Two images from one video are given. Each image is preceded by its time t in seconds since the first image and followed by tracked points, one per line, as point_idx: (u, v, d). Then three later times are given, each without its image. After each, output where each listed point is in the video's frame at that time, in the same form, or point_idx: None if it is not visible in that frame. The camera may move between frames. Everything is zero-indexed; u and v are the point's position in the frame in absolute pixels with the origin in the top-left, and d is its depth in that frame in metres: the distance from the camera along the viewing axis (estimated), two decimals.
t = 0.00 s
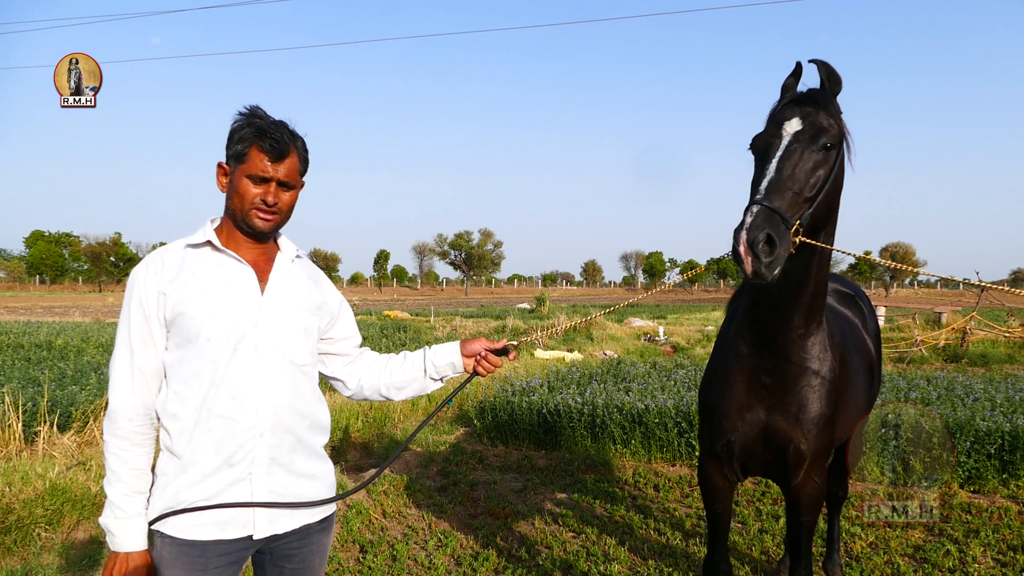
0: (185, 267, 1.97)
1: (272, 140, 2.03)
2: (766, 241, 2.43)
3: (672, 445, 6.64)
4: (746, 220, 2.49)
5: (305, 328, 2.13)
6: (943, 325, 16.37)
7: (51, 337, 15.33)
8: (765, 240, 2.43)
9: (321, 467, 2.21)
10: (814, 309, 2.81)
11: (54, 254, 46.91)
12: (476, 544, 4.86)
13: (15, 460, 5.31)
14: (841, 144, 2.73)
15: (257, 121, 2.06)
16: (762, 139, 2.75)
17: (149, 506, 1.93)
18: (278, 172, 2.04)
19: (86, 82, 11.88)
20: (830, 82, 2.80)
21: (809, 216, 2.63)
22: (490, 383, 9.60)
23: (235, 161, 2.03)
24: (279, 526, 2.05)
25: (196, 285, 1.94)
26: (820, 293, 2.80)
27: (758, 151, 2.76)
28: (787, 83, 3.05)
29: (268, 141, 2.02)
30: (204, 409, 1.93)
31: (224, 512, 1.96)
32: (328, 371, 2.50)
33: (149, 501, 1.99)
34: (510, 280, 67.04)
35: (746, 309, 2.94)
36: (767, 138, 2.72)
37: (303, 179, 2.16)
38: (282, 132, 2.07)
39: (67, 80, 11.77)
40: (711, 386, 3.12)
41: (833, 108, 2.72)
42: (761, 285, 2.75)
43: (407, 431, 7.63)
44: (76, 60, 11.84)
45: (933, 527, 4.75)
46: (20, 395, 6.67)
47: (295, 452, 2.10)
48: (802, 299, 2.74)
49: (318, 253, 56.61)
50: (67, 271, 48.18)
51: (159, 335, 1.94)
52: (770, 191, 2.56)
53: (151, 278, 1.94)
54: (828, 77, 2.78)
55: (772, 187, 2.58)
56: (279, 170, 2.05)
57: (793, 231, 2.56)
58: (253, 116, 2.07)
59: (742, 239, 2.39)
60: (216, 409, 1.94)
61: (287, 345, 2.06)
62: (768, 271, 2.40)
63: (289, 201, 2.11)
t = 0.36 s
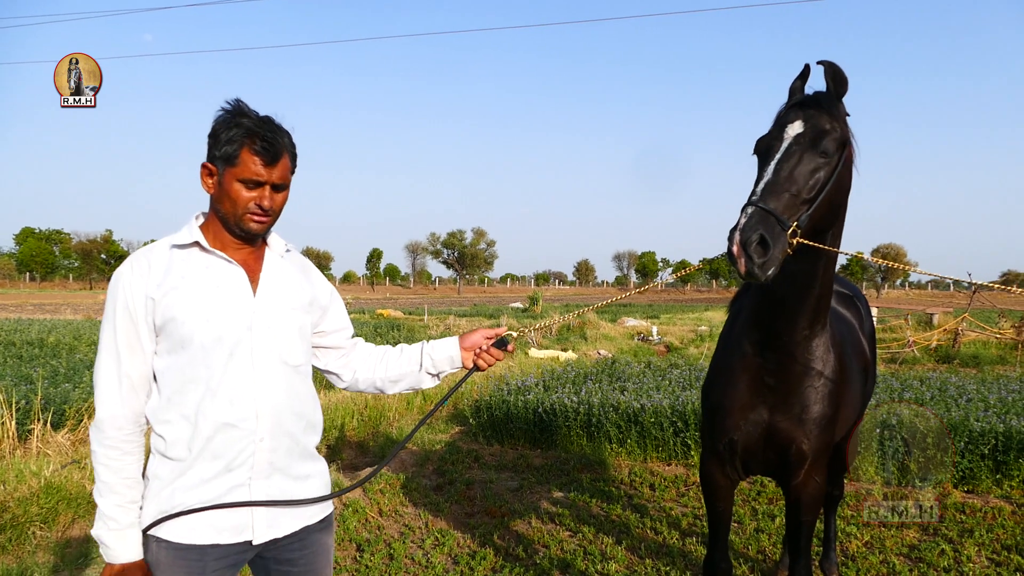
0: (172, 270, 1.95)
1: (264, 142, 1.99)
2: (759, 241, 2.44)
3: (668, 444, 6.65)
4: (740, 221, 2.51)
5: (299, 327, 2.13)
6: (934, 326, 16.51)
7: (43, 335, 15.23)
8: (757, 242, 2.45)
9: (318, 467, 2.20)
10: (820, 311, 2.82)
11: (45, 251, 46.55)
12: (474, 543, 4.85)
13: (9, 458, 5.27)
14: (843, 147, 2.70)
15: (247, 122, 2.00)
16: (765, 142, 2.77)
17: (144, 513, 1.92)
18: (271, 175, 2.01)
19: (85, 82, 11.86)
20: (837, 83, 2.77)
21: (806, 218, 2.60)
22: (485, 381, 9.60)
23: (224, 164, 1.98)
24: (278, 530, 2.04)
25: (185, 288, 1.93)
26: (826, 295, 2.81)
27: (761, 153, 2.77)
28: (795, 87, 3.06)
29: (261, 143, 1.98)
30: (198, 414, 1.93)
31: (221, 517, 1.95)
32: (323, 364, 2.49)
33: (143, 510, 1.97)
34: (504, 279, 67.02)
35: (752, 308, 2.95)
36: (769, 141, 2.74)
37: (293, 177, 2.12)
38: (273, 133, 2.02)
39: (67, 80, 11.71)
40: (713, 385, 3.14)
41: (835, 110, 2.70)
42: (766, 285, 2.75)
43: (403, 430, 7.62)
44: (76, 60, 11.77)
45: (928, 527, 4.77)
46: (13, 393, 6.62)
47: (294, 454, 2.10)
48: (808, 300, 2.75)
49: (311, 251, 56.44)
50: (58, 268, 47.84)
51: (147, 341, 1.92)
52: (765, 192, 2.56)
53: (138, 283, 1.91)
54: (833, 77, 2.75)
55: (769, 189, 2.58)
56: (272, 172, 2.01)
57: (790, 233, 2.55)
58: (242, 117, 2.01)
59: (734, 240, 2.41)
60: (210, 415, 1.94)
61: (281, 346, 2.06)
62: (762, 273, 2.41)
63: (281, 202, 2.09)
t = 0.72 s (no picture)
0: (177, 275, 1.93)
1: (272, 158, 1.94)
2: (719, 235, 2.47)
3: (662, 443, 6.65)
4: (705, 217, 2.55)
5: (303, 327, 2.15)
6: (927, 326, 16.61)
7: (35, 331, 15.16)
8: (718, 236, 2.46)
9: (321, 459, 2.25)
10: (828, 313, 2.81)
11: (37, 246, 46.26)
12: (468, 541, 4.86)
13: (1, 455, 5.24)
14: (840, 150, 2.60)
15: (256, 136, 1.94)
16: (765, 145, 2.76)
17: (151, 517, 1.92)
18: (278, 191, 1.98)
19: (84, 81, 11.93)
20: (847, 86, 2.63)
21: (784, 217, 2.55)
22: (479, 379, 9.60)
23: (229, 178, 1.93)
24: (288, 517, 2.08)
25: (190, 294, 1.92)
26: (835, 297, 2.80)
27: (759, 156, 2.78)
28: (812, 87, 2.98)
29: (268, 159, 1.93)
30: (208, 418, 1.93)
31: (230, 517, 1.95)
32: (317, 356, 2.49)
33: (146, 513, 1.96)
34: (498, 278, 67.05)
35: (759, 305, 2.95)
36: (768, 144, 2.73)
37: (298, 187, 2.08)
38: (280, 148, 1.97)
39: (70, 80, 11.80)
40: (715, 383, 3.14)
41: (837, 115, 2.62)
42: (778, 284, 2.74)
43: (397, 427, 7.61)
44: (79, 60, 11.90)
45: (920, 526, 4.80)
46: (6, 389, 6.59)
47: (299, 451, 2.13)
48: (817, 302, 2.73)
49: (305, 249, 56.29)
50: (50, 264, 47.57)
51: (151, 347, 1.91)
52: (737, 189, 2.56)
53: (142, 289, 1.89)
54: (843, 80, 2.63)
55: (743, 187, 2.57)
56: (281, 187, 1.99)
57: (762, 230, 2.50)
58: (244, 131, 1.94)
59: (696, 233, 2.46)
60: (219, 419, 1.94)
61: (288, 349, 2.08)
62: (722, 265, 2.41)
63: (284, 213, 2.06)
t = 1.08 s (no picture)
0: (256, 270, 2.06)
1: (327, 147, 2.10)
2: (708, 224, 2.49)
3: (655, 440, 6.65)
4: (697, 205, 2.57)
5: (364, 330, 2.26)
6: (917, 324, 16.72)
7: (26, 328, 15.12)
8: (708, 223, 2.49)
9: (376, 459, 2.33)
10: (833, 312, 2.80)
11: (26, 243, 45.90)
12: (462, 538, 4.85)
13: None
14: (840, 147, 2.56)
15: (312, 129, 2.12)
16: (768, 140, 2.75)
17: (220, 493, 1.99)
18: (334, 177, 2.11)
19: (83, 81, 11.96)
20: (855, 85, 2.60)
21: (777, 209, 2.51)
22: (473, 377, 9.59)
23: (292, 169, 2.11)
24: (349, 507, 2.15)
25: (267, 287, 2.04)
26: (841, 296, 2.78)
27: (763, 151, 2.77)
28: (822, 86, 2.93)
29: (323, 148, 2.10)
30: (275, 405, 2.03)
31: (288, 502, 2.02)
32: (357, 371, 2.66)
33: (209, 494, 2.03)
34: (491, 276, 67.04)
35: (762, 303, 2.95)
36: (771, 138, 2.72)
37: (357, 182, 2.22)
38: (335, 138, 2.13)
39: (68, 81, 11.91)
40: (717, 380, 3.15)
41: (840, 112, 2.58)
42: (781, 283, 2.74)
43: (390, 425, 7.60)
44: (76, 61, 11.99)
45: (912, 524, 4.84)
46: None
47: (358, 446, 2.21)
48: (821, 302, 2.72)
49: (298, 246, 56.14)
50: (40, 262, 47.24)
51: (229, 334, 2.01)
52: (732, 179, 2.57)
53: (223, 281, 2.01)
54: (851, 78, 2.60)
55: (737, 177, 2.56)
56: (334, 175, 2.11)
57: (754, 220, 2.49)
58: (306, 125, 2.14)
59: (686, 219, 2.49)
60: (285, 407, 2.04)
61: (350, 347, 2.18)
62: (709, 252, 2.44)
63: (345, 205, 2.18)
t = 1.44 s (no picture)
0: (328, 236, 2.36)
1: (401, 135, 2.36)
2: (721, 230, 2.50)
3: (651, 439, 6.66)
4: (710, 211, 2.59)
5: (413, 307, 2.54)
6: (914, 324, 16.73)
7: (22, 325, 15.08)
8: (721, 229, 2.51)
9: (413, 425, 2.61)
10: (840, 314, 2.80)
11: (22, 239, 45.70)
12: (459, 536, 4.85)
13: None
14: (851, 150, 2.56)
15: (388, 119, 2.39)
16: (779, 142, 2.74)
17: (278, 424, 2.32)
18: (407, 161, 2.37)
19: (83, 81, 11.93)
20: (865, 86, 2.59)
21: (790, 214, 2.53)
22: (470, 375, 9.60)
23: (372, 154, 2.39)
24: (384, 463, 2.44)
25: (338, 253, 2.34)
26: (848, 299, 2.78)
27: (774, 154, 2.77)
28: (831, 86, 2.90)
29: (398, 135, 2.36)
30: (331, 358, 2.32)
31: (337, 447, 2.32)
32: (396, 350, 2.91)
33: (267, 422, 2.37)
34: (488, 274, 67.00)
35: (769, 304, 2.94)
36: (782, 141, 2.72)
37: (428, 167, 2.47)
38: (409, 127, 2.39)
39: (67, 81, 11.92)
40: (719, 379, 3.13)
41: (850, 114, 2.58)
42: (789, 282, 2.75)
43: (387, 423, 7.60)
44: (76, 60, 11.97)
45: (908, 523, 4.85)
46: None
47: (397, 409, 2.49)
48: (829, 304, 2.72)
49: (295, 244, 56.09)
50: (36, 258, 47.07)
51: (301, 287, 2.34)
52: (744, 184, 2.58)
53: (301, 242, 2.34)
54: (861, 79, 2.59)
55: (748, 182, 2.57)
56: (407, 159, 2.37)
57: (767, 225, 2.50)
58: (385, 116, 2.42)
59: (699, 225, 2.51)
60: (339, 361, 2.33)
61: (399, 316, 2.47)
62: (724, 258, 2.45)
63: (417, 186, 2.44)
